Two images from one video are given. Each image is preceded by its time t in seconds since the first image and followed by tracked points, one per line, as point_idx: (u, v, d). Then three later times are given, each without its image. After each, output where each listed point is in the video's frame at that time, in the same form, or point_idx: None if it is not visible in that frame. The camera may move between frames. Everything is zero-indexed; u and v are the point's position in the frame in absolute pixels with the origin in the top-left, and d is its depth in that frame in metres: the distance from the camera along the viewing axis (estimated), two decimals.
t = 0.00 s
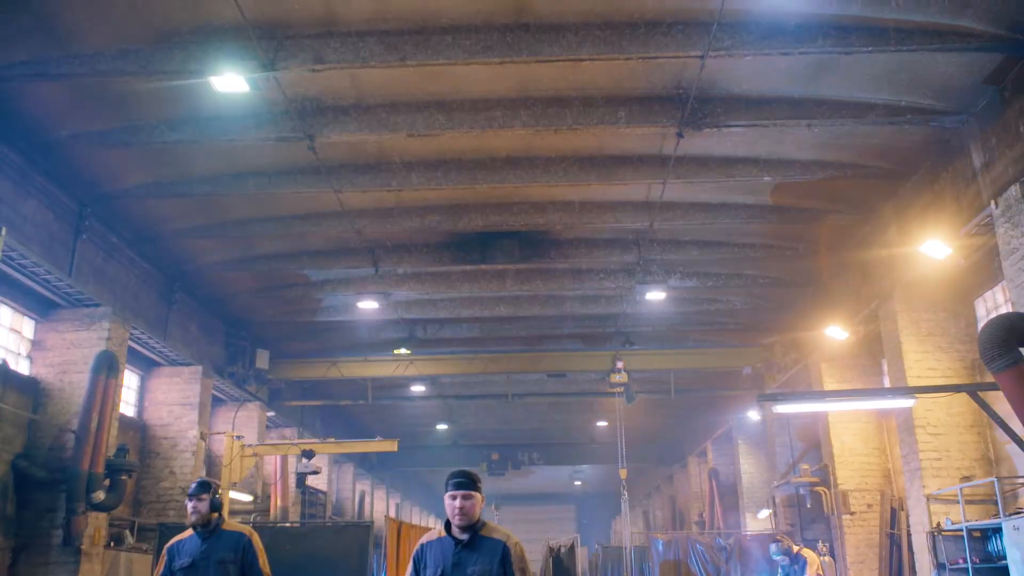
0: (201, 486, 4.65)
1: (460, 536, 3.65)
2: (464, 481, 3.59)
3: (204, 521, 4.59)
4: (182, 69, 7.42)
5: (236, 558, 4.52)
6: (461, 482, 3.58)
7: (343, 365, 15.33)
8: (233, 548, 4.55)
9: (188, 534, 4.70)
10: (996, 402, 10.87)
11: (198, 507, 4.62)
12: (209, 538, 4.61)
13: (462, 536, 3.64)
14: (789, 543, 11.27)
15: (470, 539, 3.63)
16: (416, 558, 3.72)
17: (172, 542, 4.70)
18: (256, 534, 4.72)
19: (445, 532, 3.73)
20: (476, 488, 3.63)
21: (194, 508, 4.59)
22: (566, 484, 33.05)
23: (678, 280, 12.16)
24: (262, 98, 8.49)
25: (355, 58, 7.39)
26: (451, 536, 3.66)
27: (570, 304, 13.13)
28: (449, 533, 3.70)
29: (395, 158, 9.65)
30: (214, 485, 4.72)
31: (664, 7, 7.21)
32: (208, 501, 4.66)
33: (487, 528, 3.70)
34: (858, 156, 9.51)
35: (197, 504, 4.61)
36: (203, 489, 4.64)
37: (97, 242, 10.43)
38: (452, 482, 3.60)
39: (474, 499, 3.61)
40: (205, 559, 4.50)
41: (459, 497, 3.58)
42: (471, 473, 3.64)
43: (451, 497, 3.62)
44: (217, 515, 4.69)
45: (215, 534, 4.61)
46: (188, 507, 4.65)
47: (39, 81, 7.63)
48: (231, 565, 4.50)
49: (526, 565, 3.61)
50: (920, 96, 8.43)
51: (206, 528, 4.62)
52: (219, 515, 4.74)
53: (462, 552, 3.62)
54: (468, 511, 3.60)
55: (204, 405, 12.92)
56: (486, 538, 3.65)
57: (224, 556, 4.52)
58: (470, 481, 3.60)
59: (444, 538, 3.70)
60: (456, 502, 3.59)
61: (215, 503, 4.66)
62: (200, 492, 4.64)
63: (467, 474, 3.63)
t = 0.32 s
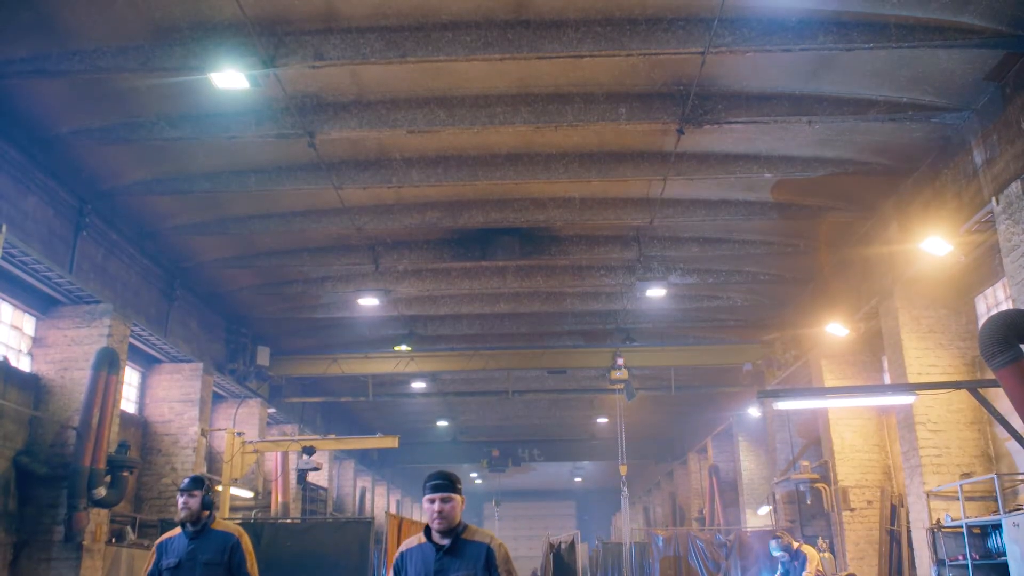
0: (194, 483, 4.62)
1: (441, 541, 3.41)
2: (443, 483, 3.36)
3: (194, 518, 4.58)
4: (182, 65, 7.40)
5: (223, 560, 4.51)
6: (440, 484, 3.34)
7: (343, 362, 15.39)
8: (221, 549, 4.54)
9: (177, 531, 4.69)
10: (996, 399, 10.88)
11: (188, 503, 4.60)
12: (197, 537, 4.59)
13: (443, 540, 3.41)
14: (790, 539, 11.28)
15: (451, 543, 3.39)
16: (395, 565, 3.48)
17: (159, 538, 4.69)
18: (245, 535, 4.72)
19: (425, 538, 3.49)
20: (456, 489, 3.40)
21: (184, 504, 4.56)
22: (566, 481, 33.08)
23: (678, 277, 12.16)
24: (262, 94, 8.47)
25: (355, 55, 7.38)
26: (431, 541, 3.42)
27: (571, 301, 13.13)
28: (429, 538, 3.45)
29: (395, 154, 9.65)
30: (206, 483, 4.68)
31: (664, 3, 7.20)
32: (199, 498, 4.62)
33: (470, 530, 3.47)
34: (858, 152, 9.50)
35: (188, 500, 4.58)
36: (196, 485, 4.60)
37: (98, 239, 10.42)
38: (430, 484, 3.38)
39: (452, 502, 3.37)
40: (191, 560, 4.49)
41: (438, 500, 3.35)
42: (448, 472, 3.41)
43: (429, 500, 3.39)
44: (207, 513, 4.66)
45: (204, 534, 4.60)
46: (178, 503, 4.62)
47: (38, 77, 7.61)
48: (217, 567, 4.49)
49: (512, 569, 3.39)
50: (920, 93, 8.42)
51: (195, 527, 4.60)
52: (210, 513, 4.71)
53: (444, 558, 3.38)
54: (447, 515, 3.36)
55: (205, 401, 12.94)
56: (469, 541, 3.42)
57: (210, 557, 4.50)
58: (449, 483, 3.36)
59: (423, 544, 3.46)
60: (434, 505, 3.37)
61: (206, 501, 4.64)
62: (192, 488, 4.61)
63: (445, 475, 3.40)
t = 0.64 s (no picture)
0: (187, 473, 4.67)
1: (414, 530, 3.36)
2: (412, 470, 3.31)
3: (185, 510, 4.60)
4: (182, 58, 7.39)
5: (211, 555, 4.51)
6: (409, 472, 3.30)
7: (345, 356, 15.43)
8: (209, 544, 4.54)
9: (169, 523, 4.71)
10: (996, 392, 10.89)
11: (181, 493, 4.63)
12: (189, 530, 4.61)
13: (415, 530, 3.35)
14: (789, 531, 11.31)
15: (424, 533, 3.35)
16: (367, 558, 3.44)
17: (151, 530, 4.72)
18: (236, 530, 4.72)
19: (398, 528, 3.44)
20: (427, 476, 3.35)
21: (177, 494, 4.60)
22: (566, 473, 33.16)
23: (678, 270, 12.16)
24: (262, 87, 8.45)
25: (355, 47, 7.36)
26: (405, 532, 3.37)
27: (571, 295, 13.12)
28: (402, 528, 3.40)
29: (396, 147, 9.63)
30: (201, 474, 4.73)
31: None
32: (193, 488, 4.66)
33: (445, 518, 3.43)
34: (860, 146, 9.49)
35: (181, 491, 4.61)
36: (190, 475, 4.65)
37: (98, 232, 10.41)
38: (398, 472, 3.33)
39: (423, 489, 3.32)
40: (181, 553, 4.50)
41: (406, 488, 3.30)
42: (416, 460, 3.35)
43: (399, 488, 3.34)
44: (200, 505, 4.70)
45: (194, 528, 4.61)
46: (172, 493, 4.67)
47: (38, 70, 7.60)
48: (205, 561, 4.49)
49: (490, 556, 3.35)
50: (922, 86, 8.41)
51: (185, 519, 4.62)
52: (202, 505, 4.74)
53: (419, 548, 3.34)
54: (417, 503, 3.31)
55: (206, 394, 12.94)
56: (444, 528, 3.37)
57: (197, 552, 4.51)
58: (419, 469, 3.32)
59: (396, 535, 3.41)
60: (404, 494, 3.32)
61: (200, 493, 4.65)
62: (186, 478, 4.66)
63: (414, 462, 3.35)
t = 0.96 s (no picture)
0: (180, 454, 4.66)
1: (394, 506, 3.34)
2: (389, 444, 3.29)
3: (176, 491, 4.62)
4: (182, 47, 7.38)
5: (198, 538, 4.52)
6: (386, 446, 3.28)
7: (346, 346, 15.46)
8: (196, 527, 4.56)
9: (160, 503, 4.75)
10: (997, 383, 10.89)
11: (173, 474, 4.64)
12: (178, 511, 4.63)
13: (396, 505, 3.33)
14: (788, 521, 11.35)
15: (405, 508, 3.32)
16: (345, 533, 3.41)
17: (142, 510, 4.78)
18: (227, 513, 4.72)
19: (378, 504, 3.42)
20: (405, 450, 3.33)
21: (169, 474, 4.61)
22: (566, 464, 33.26)
23: (679, 261, 12.15)
24: (262, 76, 8.43)
25: (355, 37, 7.34)
26: (385, 507, 3.34)
27: (572, 286, 13.11)
28: (381, 502, 3.37)
29: (397, 137, 9.61)
30: (195, 456, 4.71)
31: None
32: (185, 470, 4.65)
33: (427, 493, 3.41)
34: (862, 137, 9.47)
35: (173, 471, 4.62)
36: (183, 456, 4.64)
37: (98, 222, 10.41)
38: (376, 447, 3.31)
39: (401, 463, 3.30)
40: (166, 535, 4.53)
41: (385, 462, 3.28)
42: (395, 433, 3.33)
43: (377, 463, 3.32)
44: (192, 487, 4.70)
45: (183, 510, 4.63)
46: (165, 473, 4.68)
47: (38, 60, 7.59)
48: (191, 544, 4.50)
49: (475, 531, 3.31)
50: (924, 76, 8.38)
51: (175, 500, 4.65)
52: (195, 488, 4.73)
53: (401, 522, 3.31)
54: (397, 477, 3.29)
55: (207, 384, 12.95)
56: (426, 502, 3.35)
57: (183, 534, 4.52)
58: (397, 444, 3.29)
59: (376, 510, 3.38)
60: (382, 469, 3.30)
61: (192, 474, 4.68)
62: (178, 459, 4.65)
63: (393, 436, 3.33)
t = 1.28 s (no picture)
0: (165, 436, 4.83)
1: (381, 487, 3.34)
2: (381, 424, 3.30)
3: (161, 474, 4.78)
4: (182, 34, 7.34)
5: (186, 521, 4.68)
6: (377, 426, 3.29)
7: (347, 334, 15.48)
8: (183, 510, 4.72)
9: (145, 487, 4.91)
10: (997, 371, 10.91)
11: (157, 457, 4.81)
12: (164, 495, 4.79)
13: (383, 486, 3.34)
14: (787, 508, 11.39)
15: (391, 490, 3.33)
16: (327, 511, 3.40)
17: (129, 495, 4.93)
18: (214, 496, 4.89)
19: (363, 484, 3.42)
20: (396, 431, 3.34)
21: (154, 456, 4.77)
22: (567, 451, 33.35)
23: (680, 249, 12.14)
24: (262, 64, 8.39)
25: (355, 24, 7.30)
26: (371, 488, 3.35)
27: (573, 274, 13.09)
28: (367, 483, 3.38)
29: (397, 125, 9.58)
30: (180, 437, 4.87)
31: None
32: (170, 452, 4.81)
33: (414, 475, 3.41)
34: (863, 124, 9.44)
35: (158, 453, 4.78)
36: (167, 438, 4.80)
37: (98, 210, 10.41)
38: (366, 426, 3.31)
39: (392, 445, 3.31)
40: (154, 518, 4.68)
41: (375, 443, 3.29)
42: (386, 412, 3.36)
43: (366, 442, 3.33)
44: (178, 468, 4.86)
45: (169, 494, 4.78)
46: (150, 456, 4.84)
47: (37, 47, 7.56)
48: (179, 527, 4.66)
49: (464, 518, 3.33)
50: (927, 63, 8.34)
51: (161, 484, 4.81)
52: (181, 469, 4.90)
53: (387, 504, 3.31)
54: (386, 459, 3.29)
55: (208, 372, 12.97)
56: (414, 486, 3.36)
57: (170, 518, 4.68)
58: (388, 424, 3.31)
59: (361, 491, 3.38)
60: (371, 449, 3.29)
61: (177, 456, 4.81)
62: (163, 441, 4.82)
63: (383, 416, 3.34)
